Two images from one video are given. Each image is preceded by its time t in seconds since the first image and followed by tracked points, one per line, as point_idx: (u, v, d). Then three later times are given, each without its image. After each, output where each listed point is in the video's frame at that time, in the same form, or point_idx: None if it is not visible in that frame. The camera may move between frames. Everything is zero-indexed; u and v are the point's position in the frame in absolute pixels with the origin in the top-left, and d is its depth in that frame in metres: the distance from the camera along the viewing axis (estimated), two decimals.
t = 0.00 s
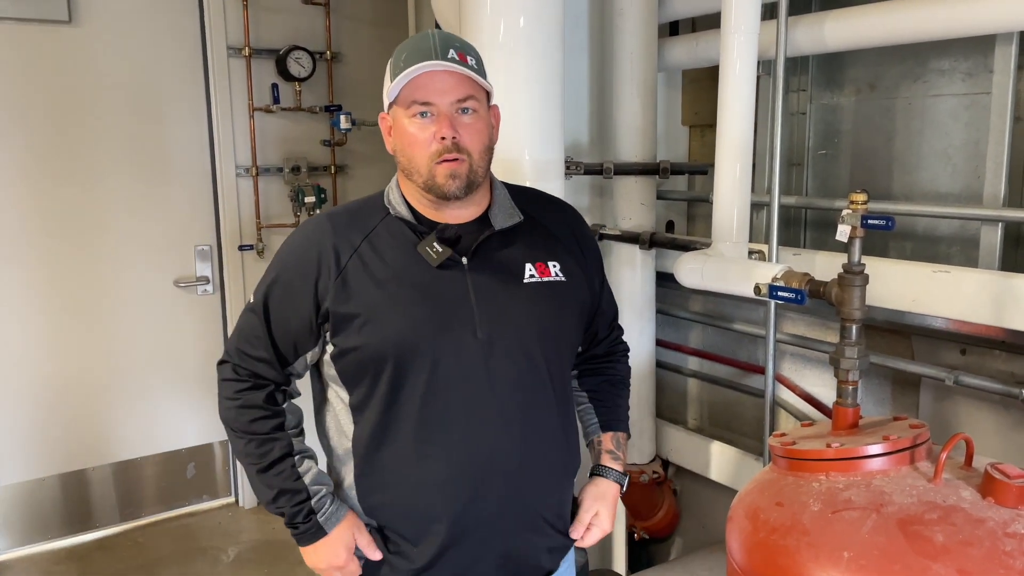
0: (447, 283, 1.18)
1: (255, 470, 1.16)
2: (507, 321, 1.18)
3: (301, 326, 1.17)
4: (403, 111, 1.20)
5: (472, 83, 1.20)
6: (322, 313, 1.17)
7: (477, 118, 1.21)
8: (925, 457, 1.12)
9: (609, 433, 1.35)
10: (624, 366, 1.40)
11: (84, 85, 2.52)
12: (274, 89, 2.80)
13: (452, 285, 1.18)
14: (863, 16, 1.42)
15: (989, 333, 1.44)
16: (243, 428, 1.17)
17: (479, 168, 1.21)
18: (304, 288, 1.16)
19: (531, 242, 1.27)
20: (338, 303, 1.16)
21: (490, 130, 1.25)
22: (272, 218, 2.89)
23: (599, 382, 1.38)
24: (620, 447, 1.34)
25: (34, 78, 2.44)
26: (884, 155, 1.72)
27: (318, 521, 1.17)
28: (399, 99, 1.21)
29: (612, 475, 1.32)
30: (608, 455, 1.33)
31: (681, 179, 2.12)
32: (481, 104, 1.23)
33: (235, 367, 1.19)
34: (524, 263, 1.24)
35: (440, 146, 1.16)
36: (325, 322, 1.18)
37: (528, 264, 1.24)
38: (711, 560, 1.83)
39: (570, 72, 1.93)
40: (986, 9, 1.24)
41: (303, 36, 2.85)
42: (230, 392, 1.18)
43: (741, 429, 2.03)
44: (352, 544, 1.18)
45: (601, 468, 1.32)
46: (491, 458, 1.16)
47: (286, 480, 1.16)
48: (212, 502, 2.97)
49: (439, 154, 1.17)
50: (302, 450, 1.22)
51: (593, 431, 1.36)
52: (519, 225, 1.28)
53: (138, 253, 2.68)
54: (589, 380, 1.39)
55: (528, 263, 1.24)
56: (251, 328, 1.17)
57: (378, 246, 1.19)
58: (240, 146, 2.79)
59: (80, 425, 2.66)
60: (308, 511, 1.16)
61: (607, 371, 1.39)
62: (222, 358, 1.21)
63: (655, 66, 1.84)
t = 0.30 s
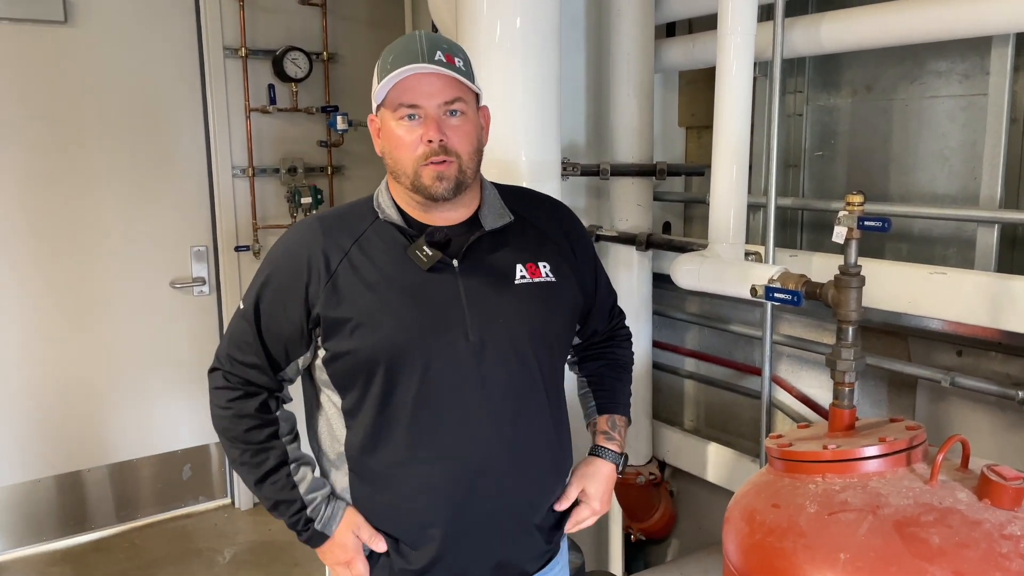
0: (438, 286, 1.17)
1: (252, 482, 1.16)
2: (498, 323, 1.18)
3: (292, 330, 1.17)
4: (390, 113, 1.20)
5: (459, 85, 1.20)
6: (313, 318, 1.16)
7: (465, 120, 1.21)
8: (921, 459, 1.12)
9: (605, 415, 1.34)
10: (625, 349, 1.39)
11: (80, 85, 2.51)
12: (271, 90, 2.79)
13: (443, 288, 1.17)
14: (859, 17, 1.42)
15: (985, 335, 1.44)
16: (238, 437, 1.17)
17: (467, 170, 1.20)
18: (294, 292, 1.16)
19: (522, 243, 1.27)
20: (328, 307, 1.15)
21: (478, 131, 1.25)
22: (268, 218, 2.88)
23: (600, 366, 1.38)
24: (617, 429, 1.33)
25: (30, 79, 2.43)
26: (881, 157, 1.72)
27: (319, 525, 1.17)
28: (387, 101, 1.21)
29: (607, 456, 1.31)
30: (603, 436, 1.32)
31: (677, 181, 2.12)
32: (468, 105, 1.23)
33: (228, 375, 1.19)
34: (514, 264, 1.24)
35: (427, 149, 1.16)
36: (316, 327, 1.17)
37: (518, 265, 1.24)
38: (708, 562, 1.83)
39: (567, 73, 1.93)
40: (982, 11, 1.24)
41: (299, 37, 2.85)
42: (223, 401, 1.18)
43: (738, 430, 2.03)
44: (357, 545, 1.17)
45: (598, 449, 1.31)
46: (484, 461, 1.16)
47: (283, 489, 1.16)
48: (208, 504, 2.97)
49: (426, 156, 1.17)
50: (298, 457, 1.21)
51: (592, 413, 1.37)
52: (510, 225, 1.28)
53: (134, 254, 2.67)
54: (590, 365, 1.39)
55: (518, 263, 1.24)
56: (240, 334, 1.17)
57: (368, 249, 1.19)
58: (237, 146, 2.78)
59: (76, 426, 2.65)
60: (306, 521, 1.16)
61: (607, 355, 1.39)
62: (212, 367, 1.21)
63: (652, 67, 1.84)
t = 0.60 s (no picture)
0: (434, 289, 1.17)
1: (272, 522, 1.19)
2: (495, 325, 1.18)
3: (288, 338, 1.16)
4: (384, 116, 1.20)
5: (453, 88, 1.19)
6: (317, 323, 1.16)
7: (459, 123, 1.21)
8: (915, 460, 1.12)
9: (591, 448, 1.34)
10: (616, 379, 1.38)
11: (73, 85, 2.50)
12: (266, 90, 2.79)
13: (439, 290, 1.17)
14: (854, 18, 1.42)
15: (978, 336, 1.44)
16: (262, 474, 1.20)
17: (462, 173, 1.20)
18: (293, 298, 1.16)
19: (517, 243, 1.26)
20: (328, 313, 1.15)
21: (473, 134, 1.25)
22: (264, 219, 2.88)
23: (587, 396, 1.38)
24: (602, 464, 1.34)
25: (24, 79, 2.42)
26: (875, 158, 1.72)
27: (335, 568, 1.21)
28: (381, 103, 1.20)
29: (592, 489, 1.32)
30: (589, 469, 1.33)
31: (673, 182, 2.12)
32: (463, 108, 1.22)
33: (251, 403, 1.19)
34: (511, 263, 1.23)
35: (422, 152, 1.16)
36: (320, 336, 1.16)
37: (515, 265, 1.23)
38: (703, 563, 1.83)
39: (562, 74, 1.93)
40: (975, 12, 1.24)
41: (294, 37, 2.84)
42: (246, 433, 1.19)
43: (733, 431, 2.03)
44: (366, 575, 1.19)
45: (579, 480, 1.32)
46: (480, 463, 1.15)
47: (302, 531, 1.20)
48: (203, 505, 2.96)
49: (421, 160, 1.17)
50: (320, 498, 1.23)
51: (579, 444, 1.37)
52: (505, 226, 1.28)
53: (129, 254, 2.66)
54: (580, 393, 1.39)
55: (515, 262, 1.23)
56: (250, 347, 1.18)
57: (365, 254, 1.18)
58: (232, 147, 2.78)
59: (70, 427, 2.64)
60: (320, 562, 1.21)
61: (595, 386, 1.38)
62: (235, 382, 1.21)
63: (647, 68, 1.84)
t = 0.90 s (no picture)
0: (437, 289, 1.17)
1: (268, 510, 1.19)
2: (499, 325, 1.18)
3: (292, 339, 1.16)
4: (390, 117, 1.20)
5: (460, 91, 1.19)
6: (321, 324, 1.16)
7: (465, 126, 1.21)
8: (910, 461, 1.12)
9: (598, 463, 1.33)
10: (621, 390, 1.37)
11: (69, 84, 2.49)
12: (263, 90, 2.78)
13: (442, 291, 1.17)
14: (850, 20, 1.42)
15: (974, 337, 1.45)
16: (257, 462, 1.20)
17: (467, 176, 1.21)
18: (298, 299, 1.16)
19: (520, 243, 1.26)
20: (334, 313, 1.15)
21: (478, 136, 1.25)
22: (260, 219, 2.87)
23: (591, 408, 1.37)
24: (608, 481, 1.32)
25: (20, 78, 2.42)
26: (871, 159, 1.73)
27: (333, 555, 1.20)
28: (388, 105, 1.20)
29: (595, 507, 1.31)
30: (594, 486, 1.31)
31: (669, 182, 2.12)
32: (469, 111, 1.22)
33: (247, 395, 1.20)
34: (515, 264, 1.23)
35: (428, 155, 1.16)
36: (324, 335, 1.16)
37: (518, 265, 1.23)
38: (699, 564, 1.83)
39: (559, 73, 1.93)
40: (971, 14, 1.24)
41: (291, 37, 2.84)
42: (242, 423, 1.20)
43: (729, 432, 2.03)
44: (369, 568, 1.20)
45: (584, 497, 1.31)
46: (484, 463, 1.15)
47: (298, 518, 1.19)
48: (199, 505, 2.95)
49: (427, 162, 1.17)
50: (315, 485, 1.23)
51: (585, 458, 1.35)
52: (509, 227, 1.27)
53: (125, 254, 2.66)
54: (583, 405, 1.38)
55: (518, 263, 1.24)
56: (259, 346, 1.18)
57: (368, 255, 1.18)
58: (228, 147, 2.77)
59: (66, 427, 2.63)
60: (319, 550, 1.19)
61: (600, 397, 1.37)
62: (234, 378, 1.22)
63: (643, 69, 1.84)
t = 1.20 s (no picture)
0: (432, 288, 1.17)
1: (256, 481, 1.17)
2: (492, 324, 1.18)
3: (286, 330, 1.17)
4: (395, 110, 1.20)
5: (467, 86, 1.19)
6: (310, 318, 1.16)
7: (470, 122, 1.21)
8: (907, 460, 1.13)
9: (591, 435, 1.33)
10: (611, 367, 1.39)
11: (66, 83, 2.49)
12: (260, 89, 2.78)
13: (437, 289, 1.17)
14: (846, 19, 1.42)
15: (970, 336, 1.45)
16: (243, 437, 1.18)
17: (470, 171, 1.20)
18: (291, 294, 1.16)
19: (517, 244, 1.26)
20: (326, 307, 1.15)
21: (482, 133, 1.25)
22: (257, 218, 2.87)
23: (586, 384, 1.37)
24: (602, 450, 1.32)
25: (16, 77, 2.41)
26: (867, 158, 1.73)
27: (321, 527, 1.17)
28: (393, 98, 1.20)
29: (591, 477, 1.31)
30: (590, 457, 1.31)
31: (666, 182, 2.12)
32: (474, 107, 1.22)
33: (234, 375, 1.19)
34: (512, 265, 1.23)
35: (432, 148, 1.16)
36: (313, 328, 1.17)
37: (516, 267, 1.23)
38: (696, 563, 1.83)
39: (557, 72, 1.93)
40: (968, 13, 1.25)
41: (288, 36, 2.84)
42: (229, 400, 1.19)
43: (726, 430, 2.04)
44: (357, 544, 1.18)
45: (582, 468, 1.31)
46: (476, 463, 1.15)
47: (286, 489, 1.16)
48: (196, 504, 2.95)
49: (431, 155, 1.16)
50: (302, 459, 1.21)
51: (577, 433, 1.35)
52: (508, 228, 1.27)
53: (121, 253, 2.65)
54: (578, 380, 1.39)
55: (516, 265, 1.23)
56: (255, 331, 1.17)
57: (365, 251, 1.18)
58: (225, 146, 2.77)
59: (62, 427, 2.63)
60: (307, 521, 1.17)
61: (594, 372, 1.38)
62: (222, 361, 1.21)
63: (641, 68, 1.84)
